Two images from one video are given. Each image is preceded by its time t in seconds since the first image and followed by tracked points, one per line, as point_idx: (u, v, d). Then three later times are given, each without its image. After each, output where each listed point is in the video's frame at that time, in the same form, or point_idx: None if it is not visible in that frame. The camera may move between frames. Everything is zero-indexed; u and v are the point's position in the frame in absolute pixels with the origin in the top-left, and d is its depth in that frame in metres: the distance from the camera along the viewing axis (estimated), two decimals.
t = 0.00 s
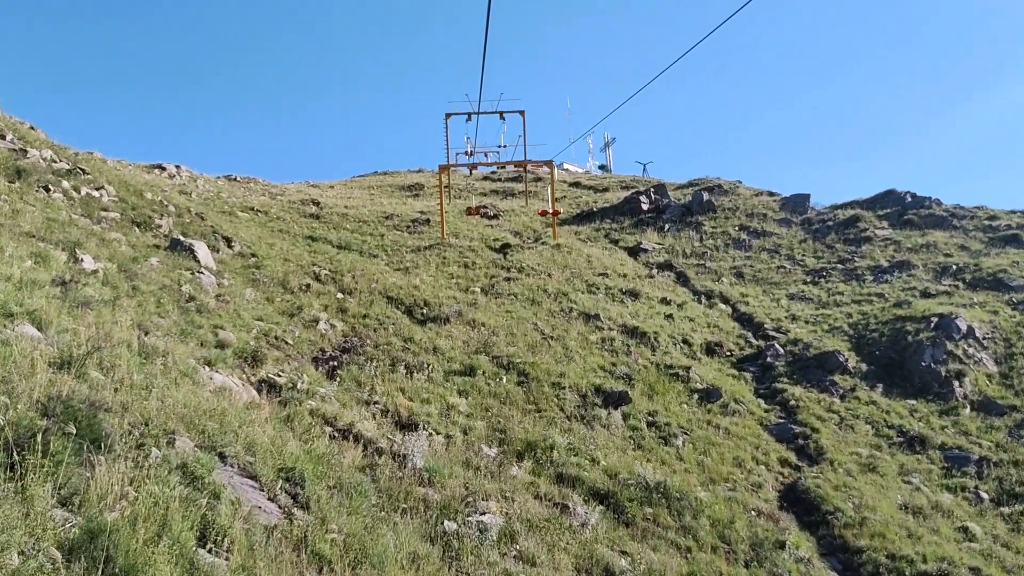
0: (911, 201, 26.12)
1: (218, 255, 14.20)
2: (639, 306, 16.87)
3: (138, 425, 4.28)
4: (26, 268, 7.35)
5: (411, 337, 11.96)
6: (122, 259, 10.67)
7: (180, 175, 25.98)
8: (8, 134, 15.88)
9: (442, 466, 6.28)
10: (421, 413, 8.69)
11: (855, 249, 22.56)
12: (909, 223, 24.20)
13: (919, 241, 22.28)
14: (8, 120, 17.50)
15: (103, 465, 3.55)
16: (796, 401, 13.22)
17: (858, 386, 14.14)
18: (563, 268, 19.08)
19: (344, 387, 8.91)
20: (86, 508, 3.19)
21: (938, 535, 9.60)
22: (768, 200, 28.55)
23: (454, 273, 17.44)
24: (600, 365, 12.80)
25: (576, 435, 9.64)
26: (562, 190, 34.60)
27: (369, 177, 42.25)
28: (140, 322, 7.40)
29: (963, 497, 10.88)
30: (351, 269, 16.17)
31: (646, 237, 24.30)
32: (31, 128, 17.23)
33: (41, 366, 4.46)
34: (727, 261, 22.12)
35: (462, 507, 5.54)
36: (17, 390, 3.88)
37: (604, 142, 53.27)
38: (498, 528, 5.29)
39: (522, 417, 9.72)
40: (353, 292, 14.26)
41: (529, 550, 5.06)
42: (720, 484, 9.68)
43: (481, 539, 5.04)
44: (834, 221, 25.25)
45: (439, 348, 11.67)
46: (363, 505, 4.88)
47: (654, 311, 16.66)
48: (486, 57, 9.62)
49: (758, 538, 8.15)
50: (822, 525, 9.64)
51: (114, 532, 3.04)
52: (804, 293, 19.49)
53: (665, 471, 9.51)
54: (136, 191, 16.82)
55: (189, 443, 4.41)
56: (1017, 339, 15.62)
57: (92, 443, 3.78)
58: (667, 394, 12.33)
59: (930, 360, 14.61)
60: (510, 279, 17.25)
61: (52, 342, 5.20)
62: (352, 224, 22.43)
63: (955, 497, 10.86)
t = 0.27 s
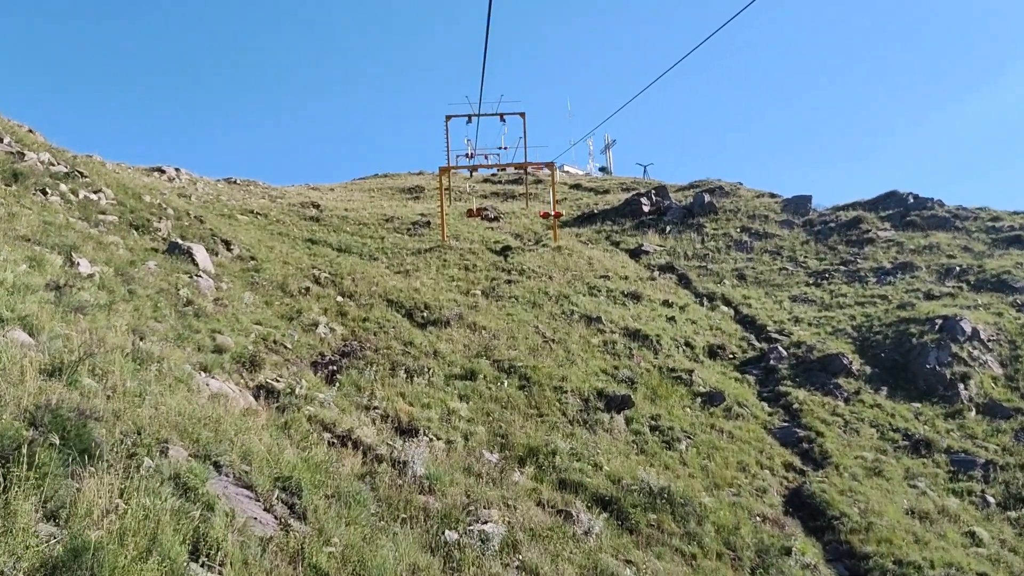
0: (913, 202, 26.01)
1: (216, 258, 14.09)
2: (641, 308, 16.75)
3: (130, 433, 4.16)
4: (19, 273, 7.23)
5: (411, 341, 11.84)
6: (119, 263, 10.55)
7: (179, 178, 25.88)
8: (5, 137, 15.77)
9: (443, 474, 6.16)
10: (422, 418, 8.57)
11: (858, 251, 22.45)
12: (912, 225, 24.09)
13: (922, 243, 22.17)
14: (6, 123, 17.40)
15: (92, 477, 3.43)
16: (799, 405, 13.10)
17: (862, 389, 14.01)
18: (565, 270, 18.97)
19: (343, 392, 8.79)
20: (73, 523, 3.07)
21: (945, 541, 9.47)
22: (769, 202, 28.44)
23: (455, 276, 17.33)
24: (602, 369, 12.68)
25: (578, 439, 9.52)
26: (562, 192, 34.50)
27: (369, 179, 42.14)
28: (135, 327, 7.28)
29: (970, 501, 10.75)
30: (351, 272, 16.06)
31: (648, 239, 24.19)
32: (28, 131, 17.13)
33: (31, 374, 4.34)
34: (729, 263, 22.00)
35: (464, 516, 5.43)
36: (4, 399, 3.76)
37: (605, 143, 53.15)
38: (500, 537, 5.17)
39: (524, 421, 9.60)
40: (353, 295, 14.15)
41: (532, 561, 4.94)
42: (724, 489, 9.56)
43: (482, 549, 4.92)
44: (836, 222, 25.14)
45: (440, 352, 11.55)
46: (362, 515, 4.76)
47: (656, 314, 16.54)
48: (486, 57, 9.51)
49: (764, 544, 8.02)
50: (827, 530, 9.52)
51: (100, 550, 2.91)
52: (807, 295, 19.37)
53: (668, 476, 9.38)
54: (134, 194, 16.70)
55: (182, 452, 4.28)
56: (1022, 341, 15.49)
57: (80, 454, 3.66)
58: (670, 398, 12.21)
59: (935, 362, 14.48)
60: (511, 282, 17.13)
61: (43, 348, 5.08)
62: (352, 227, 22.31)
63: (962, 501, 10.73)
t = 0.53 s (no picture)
0: (914, 205, 25.91)
1: (213, 264, 13.95)
2: (642, 313, 16.62)
3: (118, 446, 4.02)
4: (9, 279, 7.09)
5: (411, 346, 11.69)
6: (113, 269, 10.42)
7: (177, 184, 25.76)
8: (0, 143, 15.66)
9: (443, 483, 6.01)
10: (421, 425, 8.43)
11: (860, 254, 22.34)
12: (913, 227, 24.00)
13: (924, 245, 22.06)
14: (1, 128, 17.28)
15: (76, 493, 3.30)
16: (803, 410, 12.95)
17: (866, 393, 13.87)
18: (565, 274, 18.84)
19: (341, 399, 8.64)
20: (53, 543, 2.92)
21: (953, 547, 9.32)
22: (770, 205, 28.35)
23: (454, 281, 17.20)
24: (603, 374, 12.53)
25: (580, 446, 9.37)
26: (562, 196, 34.41)
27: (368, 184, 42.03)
28: (128, 335, 7.14)
29: (977, 506, 10.60)
30: (349, 277, 15.92)
31: (648, 243, 24.08)
32: (24, 137, 17.01)
33: (16, 384, 4.20)
34: (730, 267, 21.88)
35: (464, 527, 5.28)
36: None
37: (604, 148, 53.11)
38: (502, 550, 5.01)
39: (525, 428, 9.46)
40: (352, 301, 14.01)
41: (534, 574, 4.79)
42: (728, 496, 9.41)
43: (483, 563, 4.77)
44: (837, 225, 25.04)
45: (440, 358, 11.41)
46: (359, 528, 4.61)
47: (657, 318, 16.41)
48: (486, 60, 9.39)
49: (770, 553, 7.87)
50: (833, 537, 9.36)
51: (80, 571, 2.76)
52: (809, 298, 19.25)
53: (672, 483, 9.23)
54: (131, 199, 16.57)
55: (172, 464, 4.14)
56: None
57: (66, 469, 3.53)
58: (673, 403, 12.07)
59: (939, 366, 14.34)
60: (511, 287, 17.00)
61: (31, 356, 4.94)
62: (350, 232, 22.19)
63: (969, 507, 10.57)
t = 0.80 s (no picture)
0: (916, 211, 25.86)
1: (212, 275, 13.87)
2: (644, 321, 16.51)
3: (109, 465, 3.92)
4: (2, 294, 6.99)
5: (411, 358, 11.59)
6: (110, 282, 10.33)
7: (177, 195, 25.73)
8: None
9: (444, 499, 5.90)
10: (421, 438, 8.31)
11: (862, 260, 22.25)
12: (915, 233, 23.93)
13: (926, 251, 21.98)
14: None
15: (63, 518, 3.19)
16: (808, 418, 12.82)
17: (871, 401, 13.74)
18: (566, 283, 18.75)
19: (340, 412, 8.53)
20: (38, 572, 2.81)
21: (962, 558, 9.17)
22: (770, 212, 28.30)
23: (455, 290, 17.12)
24: (606, 384, 12.41)
25: (582, 458, 9.25)
26: (562, 205, 34.38)
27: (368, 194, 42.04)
28: (124, 349, 7.04)
29: (985, 516, 10.45)
30: (349, 288, 15.84)
31: (649, 251, 24.00)
32: (22, 149, 16.98)
33: (6, 403, 4.10)
34: (732, 274, 21.80)
35: (465, 545, 5.16)
36: None
37: (604, 156, 53.14)
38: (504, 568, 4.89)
39: (526, 440, 9.34)
40: (352, 312, 13.92)
41: None
42: (734, 508, 9.27)
43: None
44: (839, 232, 24.96)
45: (440, 369, 11.30)
46: (358, 547, 4.49)
47: (660, 327, 16.30)
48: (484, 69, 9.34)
49: (777, 566, 7.72)
50: (841, 549, 9.21)
51: None
52: (811, 305, 19.15)
53: (676, 494, 9.10)
54: (129, 211, 16.52)
55: (165, 484, 4.03)
56: None
57: (54, 492, 3.42)
58: (676, 413, 11.94)
59: (944, 373, 14.21)
60: (512, 296, 16.91)
61: (22, 373, 4.83)
62: (350, 242, 22.13)
63: (977, 516, 10.42)
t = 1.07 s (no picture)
0: (920, 217, 25.73)
1: (212, 291, 13.77)
2: (649, 332, 16.35)
3: (101, 489, 3.78)
4: None
5: (414, 372, 11.44)
6: (108, 299, 10.22)
7: (178, 212, 25.70)
8: None
9: (449, 517, 5.73)
10: (425, 454, 8.15)
11: (867, 268, 22.11)
12: (920, 240, 23.79)
13: (932, 258, 21.82)
14: None
15: (51, 546, 3.05)
16: (817, 429, 12.62)
17: (881, 410, 13.54)
18: (569, 294, 18.62)
19: (342, 429, 8.37)
20: None
21: (979, 570, 8.94)
22: (773, 221, 28.20)
23: (457, 303, 16.99)
24: (611, 396, 12.24)
25: (589, 472, 9.07)
26: (564, 216, 34.31)
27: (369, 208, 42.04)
28: (120, 367, 6.90)
29: (1000, 525, 10.22)
30: (351, 302, 15.72)
31: (652, 261, 23.88)
32: (21, 167, 16.96)
33: None
34: (736, 283, 21.65)
35: (471, 566, 4.99)
36: None
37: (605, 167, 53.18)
38: None
39: (532, 454, 9.17)
40: (354, 326, 13.79)
41: None
42: (744, 521, 9.07)
43: None
44: (843, 239, 24.83)
45: (444, 383, 11.15)
46: (361, 569, 4.33)
47: (664, 337, 16.14)
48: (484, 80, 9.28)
49: None
50: (855, 561, 9.00)
51: None
52: (817, 314, 18.98)
53: (685, 508, 8.91)
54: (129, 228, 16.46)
55: (160, 508, 3.88)
56: None
57: (42, 518, 3.28)
58: (683, 424, 11.76)
59: (954, 380, 14.01)
60: (515, 308, 16.78)
61: (14, 394, 4.70)
62: (351, 256, 22.04)
63: (992, 526, 10.19)
